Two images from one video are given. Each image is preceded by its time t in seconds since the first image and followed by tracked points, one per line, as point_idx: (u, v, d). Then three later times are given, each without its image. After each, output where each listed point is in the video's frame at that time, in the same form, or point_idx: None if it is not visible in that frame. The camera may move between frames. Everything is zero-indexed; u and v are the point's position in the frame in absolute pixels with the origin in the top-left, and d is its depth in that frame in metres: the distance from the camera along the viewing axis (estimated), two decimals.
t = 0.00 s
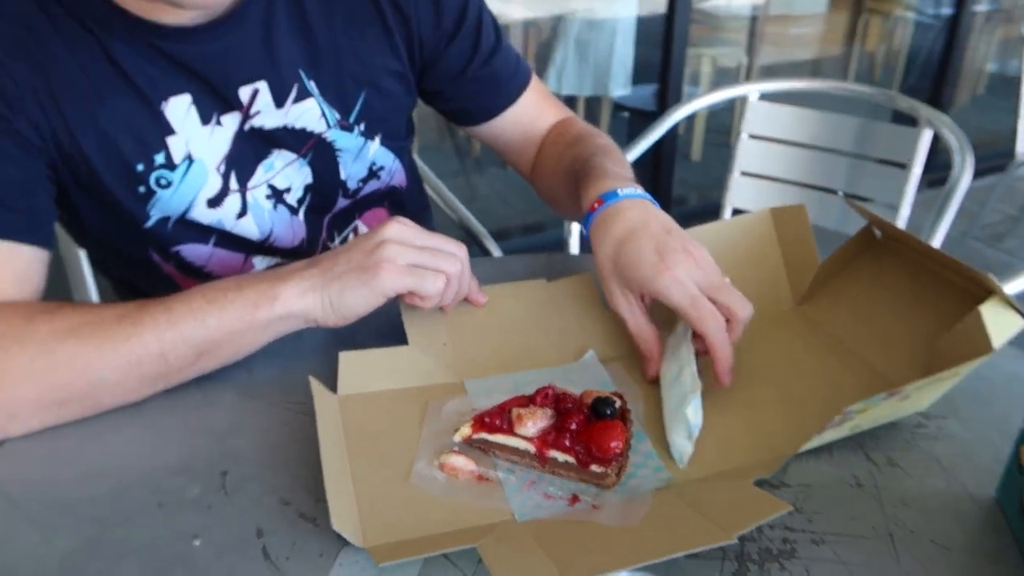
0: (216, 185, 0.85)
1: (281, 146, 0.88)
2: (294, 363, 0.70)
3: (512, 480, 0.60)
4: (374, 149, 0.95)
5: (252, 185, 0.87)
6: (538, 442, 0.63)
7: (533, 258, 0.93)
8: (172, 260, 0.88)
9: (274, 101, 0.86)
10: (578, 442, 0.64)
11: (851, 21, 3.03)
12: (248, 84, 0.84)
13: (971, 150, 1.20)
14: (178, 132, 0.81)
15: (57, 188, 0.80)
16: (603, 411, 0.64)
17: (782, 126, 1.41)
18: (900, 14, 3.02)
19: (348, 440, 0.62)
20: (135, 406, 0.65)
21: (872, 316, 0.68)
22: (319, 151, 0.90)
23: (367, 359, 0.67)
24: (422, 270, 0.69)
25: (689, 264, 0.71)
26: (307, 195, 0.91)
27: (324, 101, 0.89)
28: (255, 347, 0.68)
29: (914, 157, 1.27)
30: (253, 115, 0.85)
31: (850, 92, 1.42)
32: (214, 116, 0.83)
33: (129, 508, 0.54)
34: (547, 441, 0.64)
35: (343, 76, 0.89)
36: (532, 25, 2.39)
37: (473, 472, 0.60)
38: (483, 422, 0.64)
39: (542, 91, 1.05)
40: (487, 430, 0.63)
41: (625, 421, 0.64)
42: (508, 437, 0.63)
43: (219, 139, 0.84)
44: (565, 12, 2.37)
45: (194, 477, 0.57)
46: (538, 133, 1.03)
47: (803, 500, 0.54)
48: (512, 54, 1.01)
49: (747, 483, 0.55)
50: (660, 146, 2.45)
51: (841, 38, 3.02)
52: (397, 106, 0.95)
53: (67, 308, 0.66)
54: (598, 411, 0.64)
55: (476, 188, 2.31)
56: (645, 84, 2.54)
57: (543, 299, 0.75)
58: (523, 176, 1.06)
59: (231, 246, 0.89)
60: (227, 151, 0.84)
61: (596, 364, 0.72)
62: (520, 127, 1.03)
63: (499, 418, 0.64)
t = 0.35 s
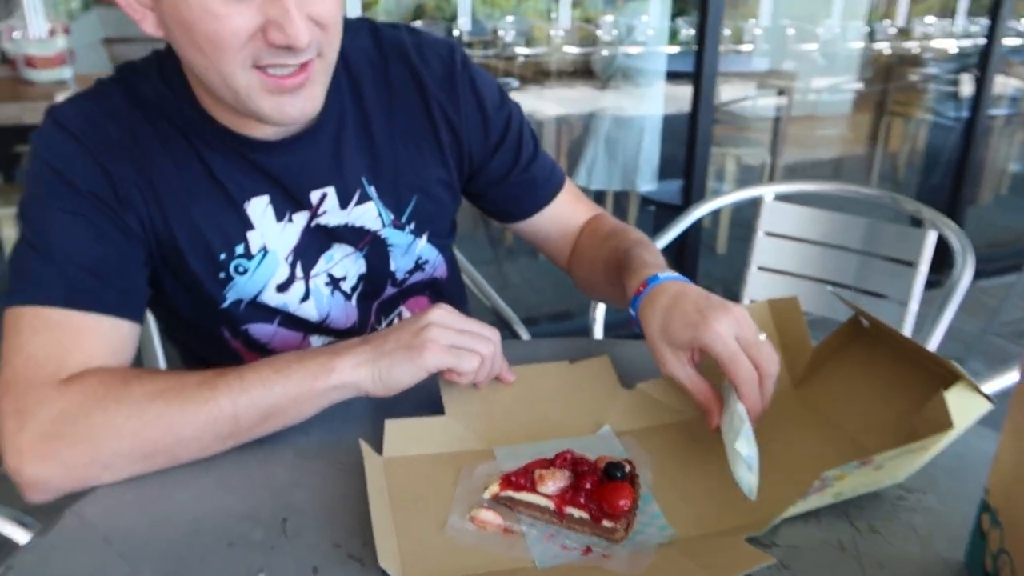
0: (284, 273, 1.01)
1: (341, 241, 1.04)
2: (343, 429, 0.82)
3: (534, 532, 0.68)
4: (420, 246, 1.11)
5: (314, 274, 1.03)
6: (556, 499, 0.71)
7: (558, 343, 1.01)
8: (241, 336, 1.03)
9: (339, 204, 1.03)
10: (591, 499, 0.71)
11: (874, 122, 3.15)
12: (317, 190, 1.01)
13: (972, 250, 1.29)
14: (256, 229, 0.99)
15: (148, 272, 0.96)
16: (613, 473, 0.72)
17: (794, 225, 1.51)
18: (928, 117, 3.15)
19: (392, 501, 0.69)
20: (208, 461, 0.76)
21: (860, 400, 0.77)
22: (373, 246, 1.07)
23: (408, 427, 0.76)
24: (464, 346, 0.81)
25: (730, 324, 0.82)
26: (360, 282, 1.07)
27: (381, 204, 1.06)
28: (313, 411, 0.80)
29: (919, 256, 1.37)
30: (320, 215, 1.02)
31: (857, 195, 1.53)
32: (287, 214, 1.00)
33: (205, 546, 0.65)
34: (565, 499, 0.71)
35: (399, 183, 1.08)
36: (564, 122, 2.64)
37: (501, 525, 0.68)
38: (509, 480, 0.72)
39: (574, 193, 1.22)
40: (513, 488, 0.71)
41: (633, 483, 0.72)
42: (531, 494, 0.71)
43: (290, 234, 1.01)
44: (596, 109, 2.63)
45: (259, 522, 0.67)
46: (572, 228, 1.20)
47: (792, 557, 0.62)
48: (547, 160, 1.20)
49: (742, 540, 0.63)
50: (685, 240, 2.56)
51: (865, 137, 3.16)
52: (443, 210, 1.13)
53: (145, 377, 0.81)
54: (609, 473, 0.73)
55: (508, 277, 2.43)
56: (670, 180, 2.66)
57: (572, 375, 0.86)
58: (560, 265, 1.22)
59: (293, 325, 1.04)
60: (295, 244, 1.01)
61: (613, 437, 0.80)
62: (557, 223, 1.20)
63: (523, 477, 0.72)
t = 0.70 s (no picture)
0: (327, 327, 1.08)
1: (380, 297, 1.11)
2: (369, 469, 0.89)
3: None
4: (453, 305, 1.18)
5: (354, 327, 1.10)
6: (569, 543, 0.77)
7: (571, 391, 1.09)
8: (281, 385, 1.10)
9: (382, 264, 1.11)
10: (602, 540, 0.77)
11: (899, 176, 3.20)
12: (363, 250, 1.09)
13: (983, 306, 1.30)
14: (305, 286, 1.07)
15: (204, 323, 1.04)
16: (620, 515, 0.77)
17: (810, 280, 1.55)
18: (950, 171, 3.17)
19: (402, 543, 0.75)
20: (244, 494, 0.84)
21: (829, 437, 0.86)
22: (410, 304, 1.14)
23: (417, 481, 0.82)
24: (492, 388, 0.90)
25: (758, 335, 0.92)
26: (395, 336, 1.14)
27: (420, 265, 1.14)
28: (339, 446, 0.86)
29: (933, 312, 1.42)
30: (364, 274, 1.10)
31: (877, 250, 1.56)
32: (334, 272, 1.08)
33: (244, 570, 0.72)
34: (578, 543, 0.77)
35: (439, 247, 1.16)
36: (590, 175, 2.73)
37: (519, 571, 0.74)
38: (522, 529, 0.77)
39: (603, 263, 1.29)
40: (526, 536, 0.76)
41: (637, 523, 0.78)
42: (543, 541, 0.76)
43: (335, 289, 1.08)
44: (621, 163, 2.72)
45: (292, 552, 0.74)
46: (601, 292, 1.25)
47: None
48: (577, 233, 1.27)
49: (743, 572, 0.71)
50: (707, 290, 2.60)
51: (892, 191, 3.21)
52: (477, 274, 1.20)
53: (191, 418, 0.87)
54: (615, 516, 0.78)
55: (533, 327, 2.49)
56: (693, 232, 2.71)
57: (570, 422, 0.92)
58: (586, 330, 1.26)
59: (332, 379, 1.11)
60: (339, 299, 1.09)
61: (603, 482, 0.86)
62: (586, 286, 1.26)
63: (535, 525, 0.77)
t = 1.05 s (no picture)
0: (370, 371, 1.15)
1: (422, 344, 1.17)
2: (400, 503, 0.93)
3: None
4: (491, 358, 1.23)
5: (396, 372, 1.16)
6: None
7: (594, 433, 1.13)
8: (321, 428, 1.16)
9: (429, 314, 1.17)
10: None
11: (920, 223, 3.20)
12: (413, 300, 1.16)
13: (998, 355, 1.32)
14: (353, 330, 1.13)
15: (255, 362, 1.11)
16: (638, 552, 0.79)
17: (827, 327, 1.58)
18: (969, 219, 3.18)
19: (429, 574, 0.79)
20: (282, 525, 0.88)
21: (838, 481, 0.91)
22: (451, 354, 1.19)
23: (441, 519, 0.85)
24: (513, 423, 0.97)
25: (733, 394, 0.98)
26: (433, 382, 1.19)
27: (464, 317, 1.19)
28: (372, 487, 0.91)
29: (949, 360, 1.43)
30: (411, 321, 1.16)
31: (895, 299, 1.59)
32: (382, 317, 1.15)
33: None
34: None
35: (481, 302, 1.21)
36: (611, 219, 2.80)
37: None
38: (545, 564, 0.81)
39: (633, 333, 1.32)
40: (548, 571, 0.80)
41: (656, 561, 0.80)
42: None
43: (381, 334, 1.15)
44: (641, 208, 2.79)
45: None
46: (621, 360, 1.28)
47: None
48: (610, 303, 1.30)
49: None
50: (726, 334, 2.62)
51: (913, 239, 3.20)
52: (516, 330, 1.25)
53: (233, 454, 0.93)
54: (634, 553, 0.80)
55: (552, 368, 2.52)
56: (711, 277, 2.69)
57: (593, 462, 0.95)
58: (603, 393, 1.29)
59: (369, 425, 1.16)
60: (384, 345, 1.15)
61: (622, 521, 0.89)
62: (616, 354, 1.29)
63: (558, 561, 0.80)
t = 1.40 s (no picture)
0: (395, 392, 1.18)
1: (451, 367, 1.21)
2: (405, 518, 0.94)
3: None
4: (519, 382, 1.28)
5: (422, 394, 1.20)
6: None
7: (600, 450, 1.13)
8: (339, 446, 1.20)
9: (461, 335, 1.20)
10: None
11: (933, 241, 3.19)
12: (446, 320, 1.19)
13: (1012, 372, 1.30)
14: (383, 351, 1.16)
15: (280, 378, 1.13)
16: (645, 568, 0.79)
17: (839, 344, 1.57)
18: (983, 237, 3.18)
19: None
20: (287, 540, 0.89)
21: (850, 500, 0.89)
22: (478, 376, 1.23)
23: (444, 534, 0.86)
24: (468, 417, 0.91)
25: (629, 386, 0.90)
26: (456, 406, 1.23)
27: (496, 341, 1.23)
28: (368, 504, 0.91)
29: (962, 377, 1.41)
30: (442, 342, 1.19)
31: (908, 316, 1.57)
32: (413, 338, 1.18)
33: None
34: None
35: (515, 323, 1.24)
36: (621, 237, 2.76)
37: None
38: None
39: (669, 355, 1.34)
40: None
41: None
42: None
43: (410, 354, 1.18)
44: (651, 226, 2.77)
45: None
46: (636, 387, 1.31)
47: None
48: (647, 326, 1.32)
49: None
50: (737, 351, 2.60)
51: (926, 256, 3.19)
52: (547, 351, 1.29)
53: (229, 471, 0.94)
54: (641, 569, 0.80)
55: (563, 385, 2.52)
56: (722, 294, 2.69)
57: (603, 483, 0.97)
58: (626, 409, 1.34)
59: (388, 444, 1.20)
60: (413, 365, 1.18)
61: (629, 537, 0.88)
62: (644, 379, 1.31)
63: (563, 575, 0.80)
